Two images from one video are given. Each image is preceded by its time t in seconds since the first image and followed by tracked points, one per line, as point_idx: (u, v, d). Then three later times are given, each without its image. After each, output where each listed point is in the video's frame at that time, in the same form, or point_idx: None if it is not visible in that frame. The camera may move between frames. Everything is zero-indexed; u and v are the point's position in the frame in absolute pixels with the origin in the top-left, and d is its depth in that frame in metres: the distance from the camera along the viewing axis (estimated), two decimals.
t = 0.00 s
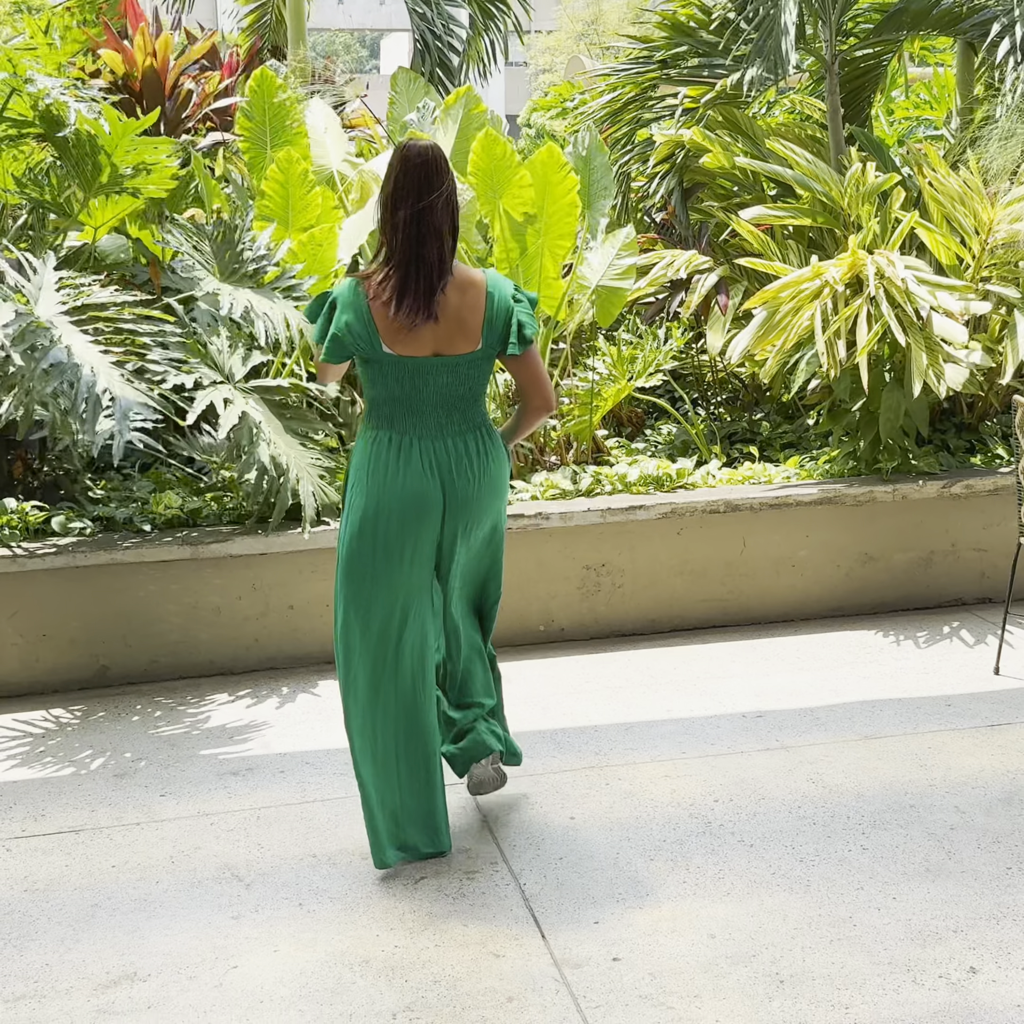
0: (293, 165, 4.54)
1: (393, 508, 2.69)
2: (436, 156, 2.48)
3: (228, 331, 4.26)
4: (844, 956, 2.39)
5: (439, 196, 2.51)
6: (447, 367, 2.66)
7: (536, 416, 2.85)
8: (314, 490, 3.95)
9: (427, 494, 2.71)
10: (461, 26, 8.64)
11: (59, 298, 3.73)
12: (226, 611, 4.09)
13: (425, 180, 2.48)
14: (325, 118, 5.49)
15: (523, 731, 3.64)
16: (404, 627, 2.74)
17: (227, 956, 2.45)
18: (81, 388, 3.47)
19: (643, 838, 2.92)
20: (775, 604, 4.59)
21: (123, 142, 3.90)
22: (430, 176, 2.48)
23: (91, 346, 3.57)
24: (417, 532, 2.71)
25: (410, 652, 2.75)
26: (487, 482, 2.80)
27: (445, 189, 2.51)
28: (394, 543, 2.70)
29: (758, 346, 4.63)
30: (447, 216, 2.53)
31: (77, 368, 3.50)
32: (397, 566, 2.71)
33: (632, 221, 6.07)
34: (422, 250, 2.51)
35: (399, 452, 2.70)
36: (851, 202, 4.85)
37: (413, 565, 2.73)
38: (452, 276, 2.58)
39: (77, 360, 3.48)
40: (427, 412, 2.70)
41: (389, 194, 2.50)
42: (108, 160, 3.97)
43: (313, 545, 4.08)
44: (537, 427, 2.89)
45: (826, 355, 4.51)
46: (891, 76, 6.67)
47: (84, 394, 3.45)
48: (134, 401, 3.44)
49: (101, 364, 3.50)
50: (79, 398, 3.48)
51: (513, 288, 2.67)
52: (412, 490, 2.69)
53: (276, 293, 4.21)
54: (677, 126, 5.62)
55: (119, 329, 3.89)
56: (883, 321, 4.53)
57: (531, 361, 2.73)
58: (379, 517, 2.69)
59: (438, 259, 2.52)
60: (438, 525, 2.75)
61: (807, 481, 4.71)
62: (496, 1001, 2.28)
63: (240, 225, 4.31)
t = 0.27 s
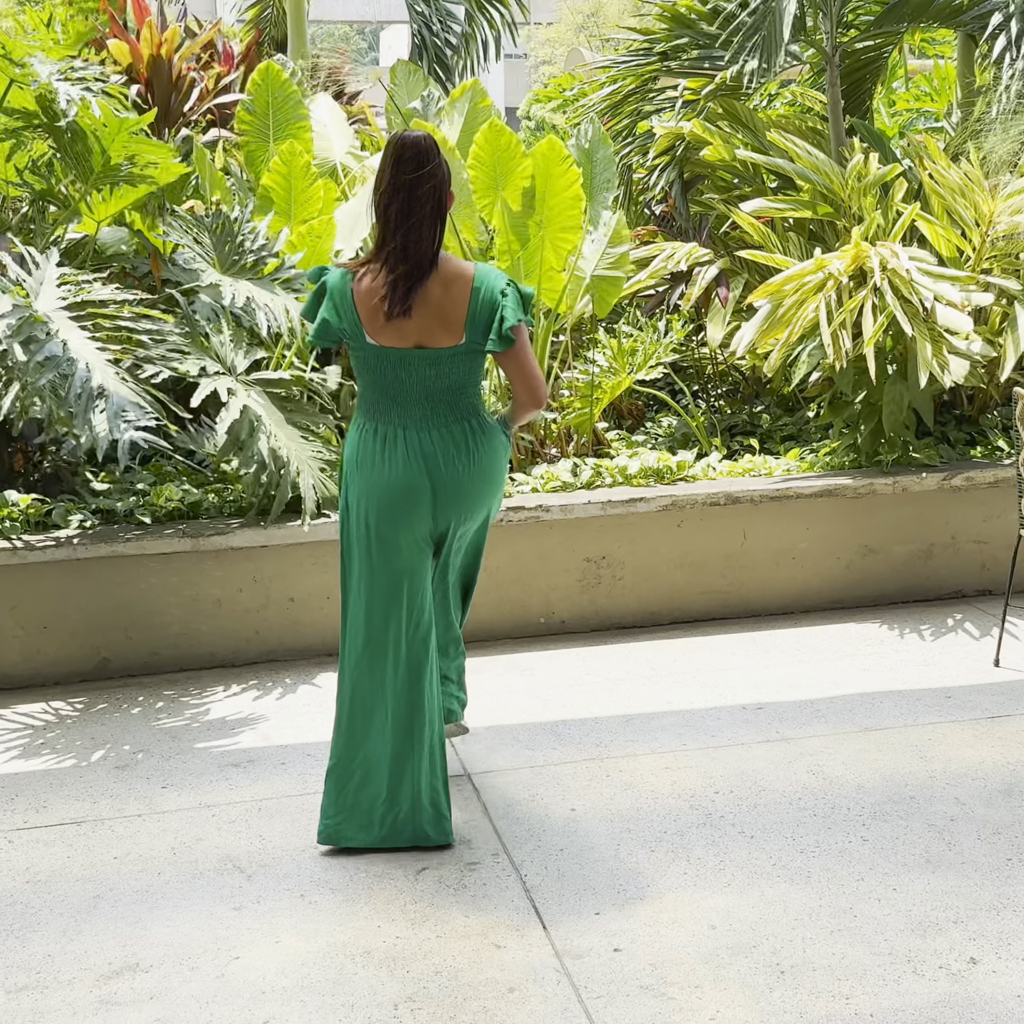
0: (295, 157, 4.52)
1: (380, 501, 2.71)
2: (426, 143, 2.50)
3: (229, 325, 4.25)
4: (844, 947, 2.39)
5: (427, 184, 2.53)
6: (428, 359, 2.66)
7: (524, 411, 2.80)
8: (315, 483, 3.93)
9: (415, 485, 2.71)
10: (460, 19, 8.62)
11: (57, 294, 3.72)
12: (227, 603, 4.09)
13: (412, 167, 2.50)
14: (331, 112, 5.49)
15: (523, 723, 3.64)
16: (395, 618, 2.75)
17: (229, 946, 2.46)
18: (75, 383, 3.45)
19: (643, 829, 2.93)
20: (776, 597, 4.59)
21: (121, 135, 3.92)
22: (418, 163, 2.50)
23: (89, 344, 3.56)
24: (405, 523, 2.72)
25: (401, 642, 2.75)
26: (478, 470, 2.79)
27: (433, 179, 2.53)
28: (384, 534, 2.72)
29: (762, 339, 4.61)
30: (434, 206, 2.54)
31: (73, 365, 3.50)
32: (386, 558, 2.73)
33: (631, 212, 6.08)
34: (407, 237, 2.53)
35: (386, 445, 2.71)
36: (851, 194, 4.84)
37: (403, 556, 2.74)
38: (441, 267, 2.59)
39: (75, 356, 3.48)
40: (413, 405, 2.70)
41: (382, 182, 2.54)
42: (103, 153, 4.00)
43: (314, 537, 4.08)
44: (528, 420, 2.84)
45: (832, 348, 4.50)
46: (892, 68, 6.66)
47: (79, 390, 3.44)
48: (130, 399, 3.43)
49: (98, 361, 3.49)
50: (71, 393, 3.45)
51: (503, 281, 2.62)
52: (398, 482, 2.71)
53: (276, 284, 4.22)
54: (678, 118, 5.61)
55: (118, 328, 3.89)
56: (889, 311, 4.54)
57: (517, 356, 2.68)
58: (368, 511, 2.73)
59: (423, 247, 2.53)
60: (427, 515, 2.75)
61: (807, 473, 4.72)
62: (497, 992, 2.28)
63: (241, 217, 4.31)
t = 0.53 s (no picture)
0: (293, 149, 4.52)
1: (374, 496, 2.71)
2: (428, 141, 2.48)
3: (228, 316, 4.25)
4: (844, 939, 2.40)
5: (429, 183, 2.51)
6: (430, 358, 2.66)
7: (523, 414, 2.78)
8: (315, 473, 3.96)
9: (408, 481, 2.71)
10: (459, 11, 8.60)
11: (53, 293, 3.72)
12: (227, 596, 4.09)
13: (414, 166, 2.49)
14: (330, 100, 5.47)
15: (523, 715, 3.64)
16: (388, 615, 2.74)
17: (229, 938, 2.46)
18: (66, 387, 3.45)
19: (643, 821, 2.93)
20: (775, 589, 4.59)
21: (116, 126, 3.91)
22: (420, 162, 2.48)
23: (82, 344, 3.54)
24: (398, 519, 2.71)
25: (395, 639, 2.74)
26: (476, 468, 2.76)
27: (435, 177, 2.51)
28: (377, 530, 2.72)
29: (761, 331, 4.61)
30: (436, 204, 2.52)
31: (64, 366, 3.48)
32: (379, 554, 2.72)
33: (631, 205, 6.06)
34: (409, 236, 2.51)
35: (382, 440, 2.72)
36: (852, 185, 4.84)
37: (396, 553, 2.73)
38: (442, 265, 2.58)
39: (66, 358, 3.47)
40: (410, 400, 2.70)
41: (385, 180, 2.52)
42: (98, 144, 3.96)
43: (315, 529, 4.08)
44: (526, 422, 2.82)
45: (830, 340, 4.49)
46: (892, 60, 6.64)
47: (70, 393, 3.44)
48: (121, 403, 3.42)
49: (90, 363, 3.48)
50: (62, 397, 3.45)
51: (511, 283, 2.61)
52: (392, 478, 2.70)
53: (272, 271, 4.17)
54: (679, 110, 5.60)
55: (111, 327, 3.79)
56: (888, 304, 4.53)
57: (520, 355, 2.66)
58: (362, 507, 2.73)
59: (425, 246, 2.52)
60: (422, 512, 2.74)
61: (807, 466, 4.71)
62: (496, 983, 2.29)
63: (238, 206, 4.30)
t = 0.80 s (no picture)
0: (292, 142, 4.50)
1: (379, 490, 2.72)
2: (435, 137, 2.47)
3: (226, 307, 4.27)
4: (844, 932, 2.40)
5: (438, 179, 2.50)
6: (436, 350, 2.64)
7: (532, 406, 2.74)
8: (315, 467, 3.94)
9: (413, 475, 2.70)
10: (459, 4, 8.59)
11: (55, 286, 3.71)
12: (228, 590, 4.09)
13: (423, 163, 2.48)
14: (330, 94, 5.47)
15: (524, 709, 3.64)
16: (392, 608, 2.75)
17: (230, 931, 2.46)
18: (70, 381, 3.44)
19: (644, 815, 2.93)
20: (776, 583, 4.59)
21: (120, 116, 3.93)
22: (428, 158, 2.48)
23: (85, 336, 3.54)
24: (402, 513, 2.72)
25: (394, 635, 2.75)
26: (483, 463, 2.74)
27: (444, 172, 2.50)
28: (382, 523, 2.72)
29: (758, 323, 4.63)
30: (446, 199, 2.52)
31: (67, 359, 3.47)
32: (383, 547, 2.73)
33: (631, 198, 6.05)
34: (423, 234, 2.50)
35: (388, 433, 2.72)
36: (852, 179, 4.83)
37: (400, 546, 2.73)
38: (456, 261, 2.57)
39: (70, 351, 3.46)
40: (417, 394, 2.69)
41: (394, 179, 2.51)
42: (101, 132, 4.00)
43: (315, 524, 4.08)
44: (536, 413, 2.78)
45: (826, 333, 4.49)
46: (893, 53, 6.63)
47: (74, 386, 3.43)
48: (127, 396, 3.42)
49: (93, 356, 3.47)
50: (66, 391, 3.44)
51: (518, 273, 2.57)
52: (397, 471, 2.70)
53: (269, 259, 4.14)
54: (679, 103, 5.59)
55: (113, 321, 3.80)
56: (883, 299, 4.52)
57: (527, 350, 2.61)
58: (367, 499, 2.73)
59: (440, 242, 2.51)
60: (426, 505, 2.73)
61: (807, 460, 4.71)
62: (497, 977, 2.29)
63: (232, 195, 4.24)
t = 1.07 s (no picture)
0: (292, 138, 4.51)
1: (391, 484, 2.69)
2: (429, 128, 2.44)
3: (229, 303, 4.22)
4: (845, 926, 2.40)
5: (437, 170, 2.47)
6: (458, 348, 2.61)
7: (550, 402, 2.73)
8: (315, 462, 3.94)
9: (426, 470, 2.68)
10: None
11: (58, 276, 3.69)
12: (228, 585, 4.09)
13: (419, 155, 2.45)
14: (331, 87, 5.45)
15: (524, 704, 3.64)
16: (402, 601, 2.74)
17: (231, 925, 2.47)
18: (80, 368, 3.44)
19: (644, 809, 2.93)
20: (776, 578, 4.59)
21: (122, 106, 3.89)
22: (424, 150, 2.45)
23: (91, 325, 3.54)
24: (414, 508, 2.69)
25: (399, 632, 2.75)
26: (497, 459, 2.70)
27: (443, 164, 2.47)
28: (393, 517, 2.70)
29: (758, 318, 4.61)
30: (446, 191, 2.48)
31: (75, 346, 3.47)
32: (394, 541, 2.71)
33: (631, 192, 6.05)
34: (423, 226, 2.47)
35: (402, 427, 2.69)
36: (852, 174, 4.82)
37: (411, 541, 2.71)
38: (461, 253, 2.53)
39: (78, 338, 3.46)
40: (430, 389, 2.65)
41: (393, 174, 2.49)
42: (104, 122, 3.95)
43: (314, 519, 4.08)
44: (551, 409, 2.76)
45: (826, 327, 4.48)
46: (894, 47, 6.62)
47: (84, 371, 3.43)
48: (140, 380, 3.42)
49: (101, 344, 3.47)
50: (76, 378, 3.44)
51: (534, 270, 2.59)
52: (409, 466, 2.68)
53: (270, 254, 4.13)
54: (679, 98, 5.58)
55: (118, 307, 3.82)
56: (884, 293, 4.52)
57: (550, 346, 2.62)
58: (379, 494, 2.71)
59: (440, 234, 2.47)
60: (438, 501, 2.70)
61: (808, 455, 4.71)
62: (497, 970, 2.29)
63: (233, 191, 4.26)
